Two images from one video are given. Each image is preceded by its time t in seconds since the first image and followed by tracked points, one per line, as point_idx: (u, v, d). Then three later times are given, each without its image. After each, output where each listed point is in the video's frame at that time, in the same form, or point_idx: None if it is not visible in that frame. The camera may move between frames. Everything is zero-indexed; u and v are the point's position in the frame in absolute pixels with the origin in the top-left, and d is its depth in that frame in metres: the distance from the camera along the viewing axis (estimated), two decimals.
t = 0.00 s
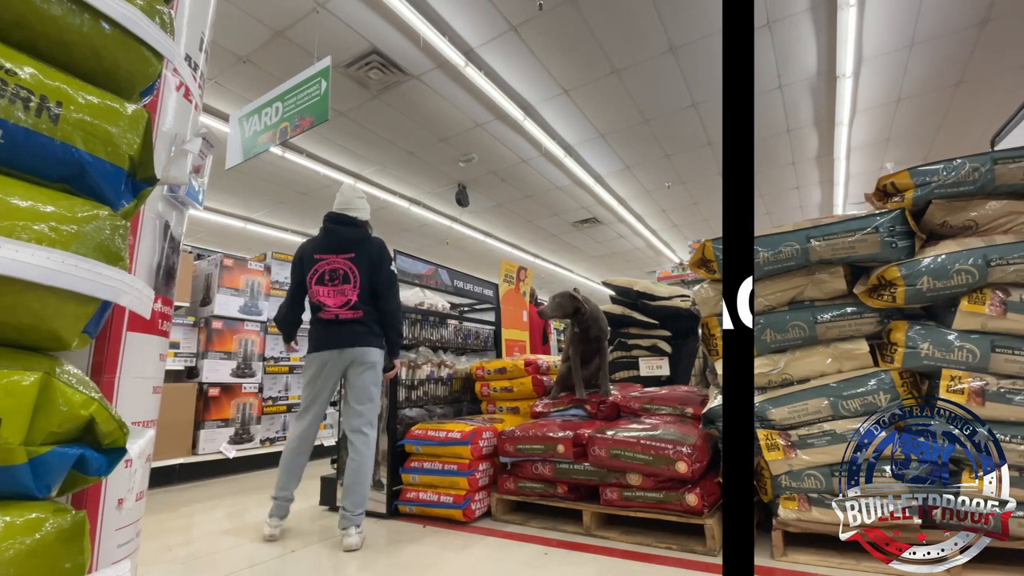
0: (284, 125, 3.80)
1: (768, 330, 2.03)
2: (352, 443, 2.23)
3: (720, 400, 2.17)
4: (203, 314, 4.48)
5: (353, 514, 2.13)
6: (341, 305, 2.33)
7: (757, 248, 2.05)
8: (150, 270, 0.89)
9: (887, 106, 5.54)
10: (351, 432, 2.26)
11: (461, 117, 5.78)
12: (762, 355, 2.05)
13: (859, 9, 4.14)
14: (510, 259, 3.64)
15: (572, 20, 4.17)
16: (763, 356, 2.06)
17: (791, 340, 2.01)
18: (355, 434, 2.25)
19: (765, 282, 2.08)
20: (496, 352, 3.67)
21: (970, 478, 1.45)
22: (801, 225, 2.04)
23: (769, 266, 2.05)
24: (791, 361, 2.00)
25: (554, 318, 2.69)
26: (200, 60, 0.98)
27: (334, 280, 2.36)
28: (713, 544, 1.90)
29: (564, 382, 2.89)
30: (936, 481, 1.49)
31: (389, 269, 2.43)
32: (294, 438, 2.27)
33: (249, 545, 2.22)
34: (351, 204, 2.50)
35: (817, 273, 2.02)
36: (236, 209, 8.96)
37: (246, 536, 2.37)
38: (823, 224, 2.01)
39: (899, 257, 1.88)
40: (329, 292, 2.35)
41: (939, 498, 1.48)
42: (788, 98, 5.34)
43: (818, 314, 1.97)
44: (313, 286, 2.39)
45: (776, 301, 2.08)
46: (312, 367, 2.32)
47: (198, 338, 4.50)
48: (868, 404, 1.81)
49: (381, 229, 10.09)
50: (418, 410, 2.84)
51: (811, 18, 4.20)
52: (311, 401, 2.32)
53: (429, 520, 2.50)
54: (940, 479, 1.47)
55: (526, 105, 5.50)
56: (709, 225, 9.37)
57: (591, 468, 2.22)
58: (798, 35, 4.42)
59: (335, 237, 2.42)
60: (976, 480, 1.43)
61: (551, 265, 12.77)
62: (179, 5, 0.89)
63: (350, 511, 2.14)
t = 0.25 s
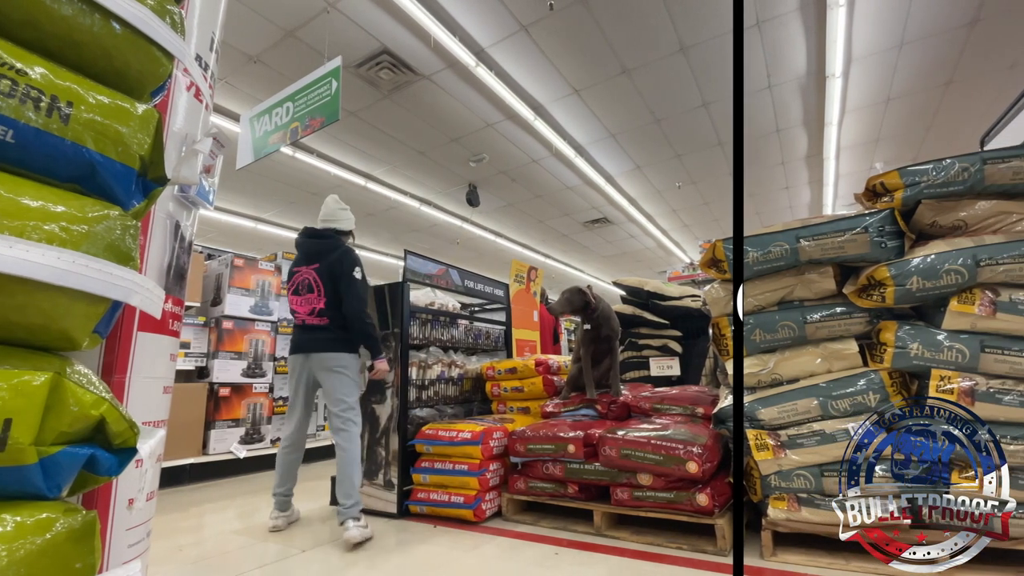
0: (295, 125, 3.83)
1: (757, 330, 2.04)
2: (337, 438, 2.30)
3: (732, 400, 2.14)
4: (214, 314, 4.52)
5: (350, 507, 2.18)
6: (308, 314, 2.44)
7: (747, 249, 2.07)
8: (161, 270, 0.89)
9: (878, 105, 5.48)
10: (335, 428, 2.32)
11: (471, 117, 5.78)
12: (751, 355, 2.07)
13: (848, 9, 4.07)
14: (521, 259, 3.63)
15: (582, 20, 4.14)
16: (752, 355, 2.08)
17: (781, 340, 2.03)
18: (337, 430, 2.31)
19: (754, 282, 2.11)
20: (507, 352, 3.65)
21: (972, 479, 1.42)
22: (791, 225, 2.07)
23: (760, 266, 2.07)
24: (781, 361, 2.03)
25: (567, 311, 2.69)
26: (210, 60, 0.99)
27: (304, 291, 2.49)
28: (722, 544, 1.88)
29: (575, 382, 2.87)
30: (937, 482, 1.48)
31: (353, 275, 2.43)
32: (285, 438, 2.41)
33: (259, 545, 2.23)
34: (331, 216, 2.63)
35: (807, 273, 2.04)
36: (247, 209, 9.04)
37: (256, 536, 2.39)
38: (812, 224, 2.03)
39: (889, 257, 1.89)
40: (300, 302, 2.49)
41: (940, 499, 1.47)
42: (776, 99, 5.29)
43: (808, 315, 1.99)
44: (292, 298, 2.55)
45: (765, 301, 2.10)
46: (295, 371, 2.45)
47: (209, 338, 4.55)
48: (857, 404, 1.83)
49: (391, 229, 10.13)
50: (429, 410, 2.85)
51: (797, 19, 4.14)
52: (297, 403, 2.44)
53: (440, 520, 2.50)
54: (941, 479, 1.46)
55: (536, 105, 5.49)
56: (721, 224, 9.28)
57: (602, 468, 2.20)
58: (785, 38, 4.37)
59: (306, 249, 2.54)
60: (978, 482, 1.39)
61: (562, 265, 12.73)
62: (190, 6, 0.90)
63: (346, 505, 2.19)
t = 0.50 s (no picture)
0: (301, 125, 3.84)
1: (752, 329, 2.06)
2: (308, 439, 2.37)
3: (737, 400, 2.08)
4: (219, 314, 4.54)
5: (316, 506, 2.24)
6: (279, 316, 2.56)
7: (741, 249, 2.06)
8: (166, 271, 0.89)
9: (873, 105, 5.45)
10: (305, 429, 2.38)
11: (476, 117, 5.78)
12: (746, 355, 2.09)
13: (841, 10, 4.00)
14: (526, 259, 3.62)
15: (588, 20, 4.13)
16: (747, 356, 2.10)
17: (776, 340, 2.03)
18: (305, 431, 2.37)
19: (749, 282, 2.11)
20: (512, 352, 3.65)
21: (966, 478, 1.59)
22: (785, 225, 2.04)
23: (754, 266, 2.06)
24: (776, 361, 2.03)
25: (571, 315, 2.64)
26: (216, 60, 0.99)
27: (279, 294, 2.62)
28: (728, 544, 1.87)
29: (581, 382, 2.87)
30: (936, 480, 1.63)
31: (311, 275, 2.45)
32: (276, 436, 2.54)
33: (264, 545, 2.24)
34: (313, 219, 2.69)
35: (801, 273, 2.04)
36: (252, 209, 9.08)
37: (261, 536, 2.39)
38: (806, 224, 2.01)
39: (883, 257, 1.86)
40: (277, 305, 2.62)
41: (940, 498, 1.61)
42: (768, 99, 5.24)
43: (803, 314, 1.98)
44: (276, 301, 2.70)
45: (759, 301, 2.10)
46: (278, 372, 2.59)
47: (214, 338, 4.57)
48: (852, 404, 1.82)
49: (396, 229, 10.15)
50: (434, 410, 2.86)
51: (791, 19, 4.09)
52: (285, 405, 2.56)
53: (445, 520, 2.50)
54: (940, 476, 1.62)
55: (541, 105, 5.48)
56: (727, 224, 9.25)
57: (607, 468, 2.19)
58: (776, 40, 4.34)
59: (282, 254, 2.66)
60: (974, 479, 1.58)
61: (567, 265, 12.72)
62: (194, 6, 0.90)
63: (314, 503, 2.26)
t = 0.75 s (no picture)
0: (301, 125, 3.84)
1: (752, 329, 2.06)
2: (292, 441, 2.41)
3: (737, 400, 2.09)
4: (219, 314, 4.54)
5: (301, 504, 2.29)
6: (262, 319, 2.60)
7: (741, 249, 2.06)
8: (165, 271, 0.89)
9: (874, 105, 5.44)
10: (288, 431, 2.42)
11: (477, 117, 5.78)
12: (745, 355, 2.09)
13: (844, 9, 4.00)
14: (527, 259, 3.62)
15: (588, 20, 4.13)
16: (747, 356, 2.10)
17: (775, 340, 2.03)
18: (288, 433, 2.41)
19: (749, 282, 2.11)
20: (512, 352, 3.65)
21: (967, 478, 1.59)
22: (785, 225, 2.04)
23: (754, 266, 2.06)
24: (776, 361, 2.03)
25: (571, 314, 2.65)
26: (216, 60, 0.99)
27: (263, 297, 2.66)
28: (728, 544, 1.87)
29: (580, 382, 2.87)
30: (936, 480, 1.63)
31: (284, 276, 2.46)
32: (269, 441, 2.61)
33: (264, 545, 2.24)
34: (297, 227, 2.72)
35: (801, 273, 2.04)
36: (253, 209, 9.08)
37: (261, 536, 2.39)
38: (806, 224, 2.01)
39: (883, 257, 1.87)
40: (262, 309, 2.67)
41: (939, 498, 1.61)
42: (770, 99, 5.24)
43: (803, 314, 1.98)
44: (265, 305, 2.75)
45: (759, 301, 2.10)
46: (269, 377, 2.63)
47: (215, 338, 4.57)
48: (852, 404, 1.81)
49: (396, 229, 10.14)
50: (434, 410, 2.86)
51: (795, 18, 4.08)
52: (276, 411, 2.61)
53: (445, 520, 2.50)
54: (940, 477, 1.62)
55: (542, 105, 5.48)
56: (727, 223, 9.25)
57: (607, 468, 2.19)
58: (779, 38, 4.32)
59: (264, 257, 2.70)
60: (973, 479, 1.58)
61: (567, 265, 12.72)
62: (194, 6, 0.90)
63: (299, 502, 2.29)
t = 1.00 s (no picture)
0: (301, 125, 3.84)
1: (752, 329, 2.06)
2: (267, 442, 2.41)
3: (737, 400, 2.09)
4: (218, 314, 4.53)
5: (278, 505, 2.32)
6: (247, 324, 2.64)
7: (740, 249, 2.06)
8: (165, 271, 0.89)
9: (874, 105, 5.44)
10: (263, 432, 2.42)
11: (476, 117, 5.78)
12: (745, 355, 2.09)
13: (844, 9, 4.00)
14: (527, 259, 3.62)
15: (588, 20, 4.13)
16: (747, 356, 2.10)
17: (775, 340, 2.03)
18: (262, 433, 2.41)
19: (749, 282, 2.11)
20: (512, 352, 3.65)
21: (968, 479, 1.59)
22: (785, 225, 2.04)
23: (754, 266, 2.06)
24: (776, 361, 2.03)
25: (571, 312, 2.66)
26: (216, 60, 0.99)
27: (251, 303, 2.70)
28: (728, 544, 1.87)
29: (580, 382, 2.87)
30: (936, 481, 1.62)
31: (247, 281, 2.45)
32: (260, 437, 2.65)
33: (264, 545, 2.23)
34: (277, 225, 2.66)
35: (801, 273, 2.04)
36: (253, 209, 9.08)
37: (261, 536, 2.39)
38: (806, 224, 2.01)
39: (883, 257, 1.87)
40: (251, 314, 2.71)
41: (940, 498, 1.61)
42: (771, 99, 5.24)
43: (803, 314, 1.98)
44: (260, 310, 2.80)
45: (759, 301, 2.10)
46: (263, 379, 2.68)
47: (214, 338, 4.57)
48: (852, 404, 1.81)
49: (396, 229, 10.14)
50: (434, 410, 2.86)
51: (795, 18, 4.08)
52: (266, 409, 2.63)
53: (445, 520, 2.50)
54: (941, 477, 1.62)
55: (542, 105, 5.48)
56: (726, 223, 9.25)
57: (607, 468, 2.19)
58: (779, 37, 4.32)
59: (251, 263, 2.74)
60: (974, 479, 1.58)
61: (567, 265, 12.72)
62: (194, 6, 0.90)
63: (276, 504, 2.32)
